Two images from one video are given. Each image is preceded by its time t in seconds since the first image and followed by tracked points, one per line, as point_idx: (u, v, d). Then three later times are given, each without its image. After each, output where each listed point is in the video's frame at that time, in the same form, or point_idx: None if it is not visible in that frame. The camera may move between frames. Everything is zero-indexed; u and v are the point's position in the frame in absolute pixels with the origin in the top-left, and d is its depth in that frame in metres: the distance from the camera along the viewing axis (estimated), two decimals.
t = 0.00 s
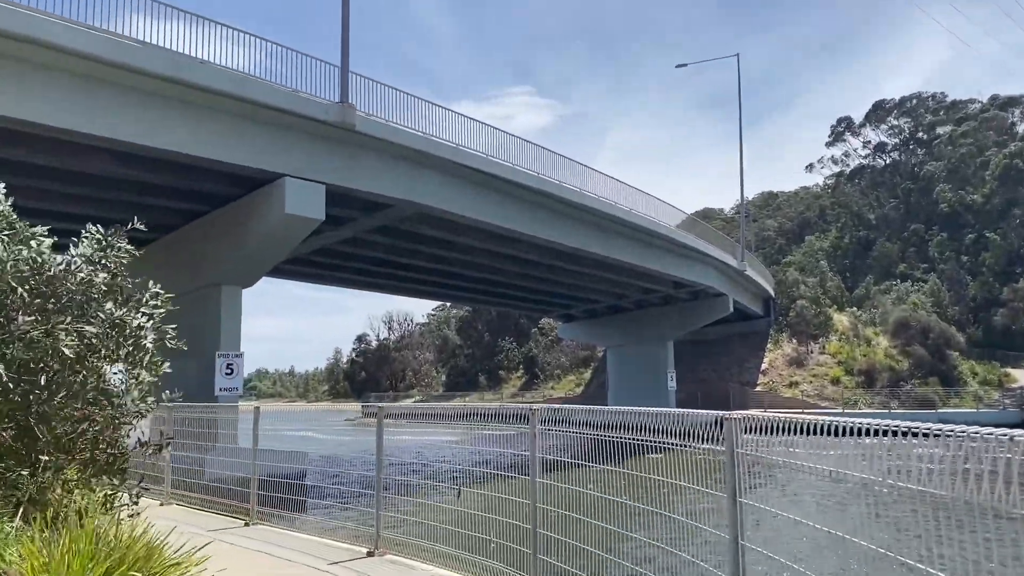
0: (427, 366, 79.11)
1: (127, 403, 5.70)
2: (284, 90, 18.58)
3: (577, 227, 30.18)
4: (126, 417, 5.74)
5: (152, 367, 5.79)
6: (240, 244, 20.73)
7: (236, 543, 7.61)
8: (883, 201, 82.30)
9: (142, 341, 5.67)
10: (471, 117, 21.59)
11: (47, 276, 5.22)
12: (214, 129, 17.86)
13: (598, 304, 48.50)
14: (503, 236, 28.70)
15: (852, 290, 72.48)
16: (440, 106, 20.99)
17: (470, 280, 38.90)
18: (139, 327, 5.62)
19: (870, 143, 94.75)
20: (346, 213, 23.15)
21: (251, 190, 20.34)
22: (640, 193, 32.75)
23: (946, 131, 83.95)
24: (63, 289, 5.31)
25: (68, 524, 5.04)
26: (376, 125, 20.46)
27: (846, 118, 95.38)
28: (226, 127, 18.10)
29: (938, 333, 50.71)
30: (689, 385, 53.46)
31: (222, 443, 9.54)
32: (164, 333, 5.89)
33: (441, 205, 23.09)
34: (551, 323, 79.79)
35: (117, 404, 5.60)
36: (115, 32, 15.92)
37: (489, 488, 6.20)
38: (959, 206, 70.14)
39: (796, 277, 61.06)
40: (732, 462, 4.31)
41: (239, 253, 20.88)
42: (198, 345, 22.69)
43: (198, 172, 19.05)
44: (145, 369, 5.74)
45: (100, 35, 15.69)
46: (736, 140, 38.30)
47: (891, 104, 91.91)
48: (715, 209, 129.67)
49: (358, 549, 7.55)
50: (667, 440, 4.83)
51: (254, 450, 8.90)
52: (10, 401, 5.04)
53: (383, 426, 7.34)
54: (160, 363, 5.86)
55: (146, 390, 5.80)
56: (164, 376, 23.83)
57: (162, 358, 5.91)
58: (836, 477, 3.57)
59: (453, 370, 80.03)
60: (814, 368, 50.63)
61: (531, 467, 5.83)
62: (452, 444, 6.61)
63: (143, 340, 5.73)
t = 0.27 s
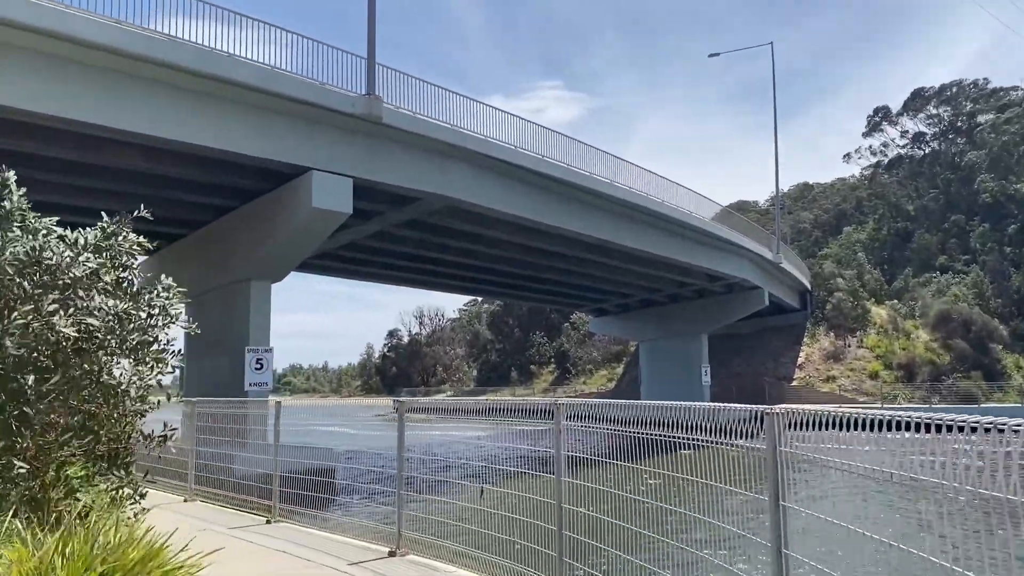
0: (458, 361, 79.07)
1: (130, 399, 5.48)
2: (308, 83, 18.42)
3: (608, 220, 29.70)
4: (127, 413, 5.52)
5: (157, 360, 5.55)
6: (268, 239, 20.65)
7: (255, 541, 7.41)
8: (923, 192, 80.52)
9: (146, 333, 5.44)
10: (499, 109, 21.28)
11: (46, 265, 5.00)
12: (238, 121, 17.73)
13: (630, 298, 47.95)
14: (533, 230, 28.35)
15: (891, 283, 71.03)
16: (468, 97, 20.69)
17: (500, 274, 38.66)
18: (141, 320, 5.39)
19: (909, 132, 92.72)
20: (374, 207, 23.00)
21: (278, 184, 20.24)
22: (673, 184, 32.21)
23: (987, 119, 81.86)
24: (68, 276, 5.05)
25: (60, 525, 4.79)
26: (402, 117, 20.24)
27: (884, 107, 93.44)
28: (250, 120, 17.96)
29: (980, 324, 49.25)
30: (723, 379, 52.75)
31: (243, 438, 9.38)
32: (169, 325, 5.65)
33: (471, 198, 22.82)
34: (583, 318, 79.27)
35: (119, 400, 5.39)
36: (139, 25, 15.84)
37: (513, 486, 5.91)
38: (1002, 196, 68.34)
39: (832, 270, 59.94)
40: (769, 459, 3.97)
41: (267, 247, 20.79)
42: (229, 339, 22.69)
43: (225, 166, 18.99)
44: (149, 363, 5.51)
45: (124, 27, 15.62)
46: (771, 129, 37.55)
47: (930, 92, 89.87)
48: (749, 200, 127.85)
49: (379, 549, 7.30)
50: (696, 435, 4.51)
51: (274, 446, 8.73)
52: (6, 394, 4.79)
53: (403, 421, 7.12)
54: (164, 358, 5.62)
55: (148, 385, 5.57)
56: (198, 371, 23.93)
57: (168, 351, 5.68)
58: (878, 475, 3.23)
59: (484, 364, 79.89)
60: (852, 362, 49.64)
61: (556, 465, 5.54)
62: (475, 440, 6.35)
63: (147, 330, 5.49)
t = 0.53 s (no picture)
0: (490, 358, 78.95)
1: (145, 398, 5.41)
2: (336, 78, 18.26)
3: (641, 215, 29.23)
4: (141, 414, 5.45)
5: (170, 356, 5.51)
6: (297, 237, 20.58)
7: (274, 545, 7.19)
8: (964, 184, 78.70)
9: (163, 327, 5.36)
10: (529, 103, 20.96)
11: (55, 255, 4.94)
12: (265, 117, 17.66)
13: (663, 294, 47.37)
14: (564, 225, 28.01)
15: (931, 277, 69.53)
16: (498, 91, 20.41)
17: (532, 270, 38.38)
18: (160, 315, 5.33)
19: (949, 123, 90.67)
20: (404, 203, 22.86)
21: (306, 181, 20.14)
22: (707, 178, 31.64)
23: None
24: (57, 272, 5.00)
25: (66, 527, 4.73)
26: (431, 112, 20.03)
27: (923, 97, 91.47)
28: (277, 116, 17.88)
29: None
30: (759, 375, 52.02)
31: (265, 435, 9.21)
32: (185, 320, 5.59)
33: (502, 193, 22.55)
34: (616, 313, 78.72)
35: (136, 398, 5.32)
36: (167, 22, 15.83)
37: (538, 492, 5.66)
38: None
39: (871, 264, 58.78)
40: (809, 475, 3.70)
41: (297, 245, 20.73)
42: (259, 336, 22.69)
43: (255, 162, 18.96)
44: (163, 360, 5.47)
45: (153, 25, 15.61)
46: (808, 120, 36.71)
47: (971, 82, 87.77)
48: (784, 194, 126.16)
49: (400, 554, 7.07)
50: (729, 442, 4.24)
51: (295, 446, 8.50)
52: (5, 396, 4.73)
53: (425, 423, 6.88)
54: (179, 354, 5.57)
55: (164, 383, 5.53)
56: (229, 367, 23.98)
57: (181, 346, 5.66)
58: (935, 497, 2.95)
59: (516, 361, 79.62)
60: (892, 358, 48.64)
61: (578, 470, 5.29)
62: (495, 444, 6.08)
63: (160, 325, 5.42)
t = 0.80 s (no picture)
0: (527, 353, 78.73)
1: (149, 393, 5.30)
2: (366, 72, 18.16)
3: (680, 209, 28.70)
4: (153, 409, 5.38)
5: (184, 349, 5.49)
6: (330, 231, 20.52)
7: (292, 543, 7.02)
8: (1014, 175, 76.52)
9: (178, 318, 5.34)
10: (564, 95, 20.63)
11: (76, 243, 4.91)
12: (296, 111, 17.62)
13: (701, 289, 46.72)
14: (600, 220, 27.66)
15: (979, 272, 67.75)
16: (531, 83, 20.10)
17: (567, 266, 38.06)
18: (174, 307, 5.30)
19: (997, 113, 88.19)
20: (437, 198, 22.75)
21: (338, 175, 20.10)
22: (748, 171, 30.95)
23: None
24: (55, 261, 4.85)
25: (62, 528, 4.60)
26: (463, 105, 19.85)
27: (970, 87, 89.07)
28: (308, 110, 17.82)
29: None
30: (800, 372, 51.17)
31: (289, 430, 9.08)
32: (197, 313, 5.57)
33: (537, 187, 22.23)
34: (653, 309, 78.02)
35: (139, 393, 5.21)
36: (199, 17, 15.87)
37: (562, 492, 5.42)
38: None
39: (916, 258, 57.43)
40: (844, 471, 3.41)
41: (330, 239, 20.68)
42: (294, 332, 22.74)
43: (287, 158, 18.92)
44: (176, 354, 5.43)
45: (184, 20, 15.65)
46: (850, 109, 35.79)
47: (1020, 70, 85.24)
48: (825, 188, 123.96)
49: (423, 554, 6.85)
50: (759, 438, 3.97)
51: (319, 441, 8.34)
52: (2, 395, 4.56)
53: (446, 420, 6.68)
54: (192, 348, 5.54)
55: (172, 378, 5.45)
56: (266, 363, 24.06)
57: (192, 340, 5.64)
58: (984, 503, 2.66)
59: (552, 357, 79.15)
60: (937, 354, 47.50)
61: (603, 470, 5.06)
62: (517, 441, 5.85)
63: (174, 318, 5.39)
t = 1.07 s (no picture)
0: (565, 350, 78.24)
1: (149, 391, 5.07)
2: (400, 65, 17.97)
3: (721, 202, 28.10)
4: (165, 405, 5.29)
5: (193, 344, 5.37)
6: (364, 227, 20.42)
7: (311, 544, 6.83)
8: None
9: (190, 313, 5.23)
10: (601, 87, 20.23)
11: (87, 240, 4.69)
12: (328, 106, 17.53)
13: (742, 284, 45.92)
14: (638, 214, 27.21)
15: None
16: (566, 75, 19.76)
17: (605, 261, 37.59)
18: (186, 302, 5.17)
19: None
20: (471, 193, 22.53)
21: (372, 171, 19.98)
22: (791, 164, 30.19)
23: None
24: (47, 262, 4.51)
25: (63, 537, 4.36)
26: (498, 98, 19.58)
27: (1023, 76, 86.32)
28: (341, 105, 17.73)
29: None
30: (845, 369, 50.09)
31: (313, 427, 8.94)
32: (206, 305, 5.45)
33: (573, 182, 21.88)
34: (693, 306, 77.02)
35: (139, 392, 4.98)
36: (231, 12, 15.83)
37: (587, 498, 5.16)
38: None
39: (966, 253, 55.82)
40: (892, 486, 3.12)
41: (364, 235, 20.59)
42: (329, 328, 22.71)
43: (320, 153, 18.86)
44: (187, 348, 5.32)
45: (216, 16, 15.60)
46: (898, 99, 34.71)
47: None
48: (871, 182, 121.29)
49: (443, 557, 6.62)
50: (800, 448, 3.70)
51: (341, 439, 8.16)
52: None
53: (468, 420, 6.46)
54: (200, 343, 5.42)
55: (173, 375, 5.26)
56: (302, 360, 24.09)
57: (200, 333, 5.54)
58: None
59: (590, 354, 77.86)
60: (987, 350, 46.14)
61: (629, 476, 4.81)
62: (539, 443, 5.60)
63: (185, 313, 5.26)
